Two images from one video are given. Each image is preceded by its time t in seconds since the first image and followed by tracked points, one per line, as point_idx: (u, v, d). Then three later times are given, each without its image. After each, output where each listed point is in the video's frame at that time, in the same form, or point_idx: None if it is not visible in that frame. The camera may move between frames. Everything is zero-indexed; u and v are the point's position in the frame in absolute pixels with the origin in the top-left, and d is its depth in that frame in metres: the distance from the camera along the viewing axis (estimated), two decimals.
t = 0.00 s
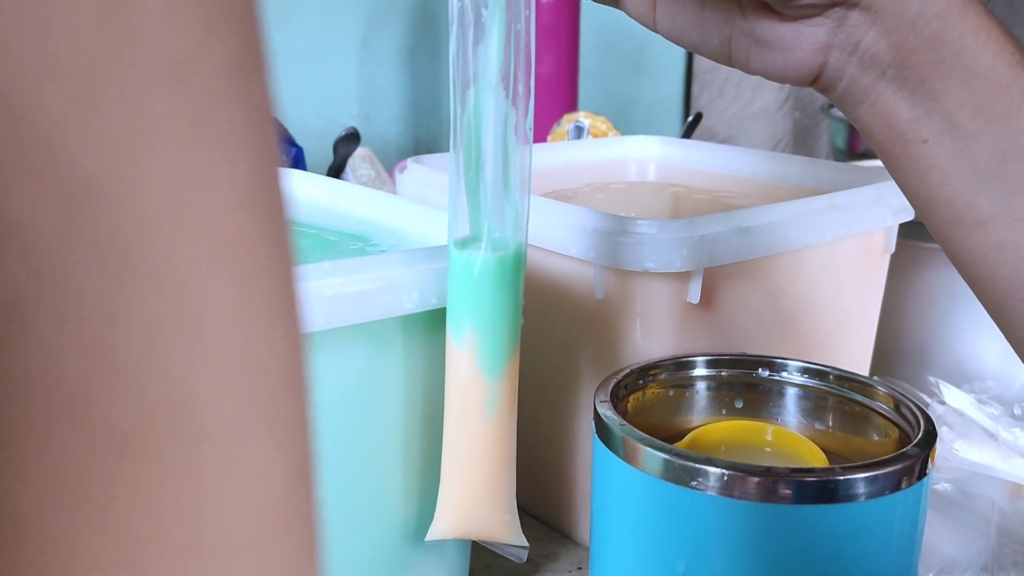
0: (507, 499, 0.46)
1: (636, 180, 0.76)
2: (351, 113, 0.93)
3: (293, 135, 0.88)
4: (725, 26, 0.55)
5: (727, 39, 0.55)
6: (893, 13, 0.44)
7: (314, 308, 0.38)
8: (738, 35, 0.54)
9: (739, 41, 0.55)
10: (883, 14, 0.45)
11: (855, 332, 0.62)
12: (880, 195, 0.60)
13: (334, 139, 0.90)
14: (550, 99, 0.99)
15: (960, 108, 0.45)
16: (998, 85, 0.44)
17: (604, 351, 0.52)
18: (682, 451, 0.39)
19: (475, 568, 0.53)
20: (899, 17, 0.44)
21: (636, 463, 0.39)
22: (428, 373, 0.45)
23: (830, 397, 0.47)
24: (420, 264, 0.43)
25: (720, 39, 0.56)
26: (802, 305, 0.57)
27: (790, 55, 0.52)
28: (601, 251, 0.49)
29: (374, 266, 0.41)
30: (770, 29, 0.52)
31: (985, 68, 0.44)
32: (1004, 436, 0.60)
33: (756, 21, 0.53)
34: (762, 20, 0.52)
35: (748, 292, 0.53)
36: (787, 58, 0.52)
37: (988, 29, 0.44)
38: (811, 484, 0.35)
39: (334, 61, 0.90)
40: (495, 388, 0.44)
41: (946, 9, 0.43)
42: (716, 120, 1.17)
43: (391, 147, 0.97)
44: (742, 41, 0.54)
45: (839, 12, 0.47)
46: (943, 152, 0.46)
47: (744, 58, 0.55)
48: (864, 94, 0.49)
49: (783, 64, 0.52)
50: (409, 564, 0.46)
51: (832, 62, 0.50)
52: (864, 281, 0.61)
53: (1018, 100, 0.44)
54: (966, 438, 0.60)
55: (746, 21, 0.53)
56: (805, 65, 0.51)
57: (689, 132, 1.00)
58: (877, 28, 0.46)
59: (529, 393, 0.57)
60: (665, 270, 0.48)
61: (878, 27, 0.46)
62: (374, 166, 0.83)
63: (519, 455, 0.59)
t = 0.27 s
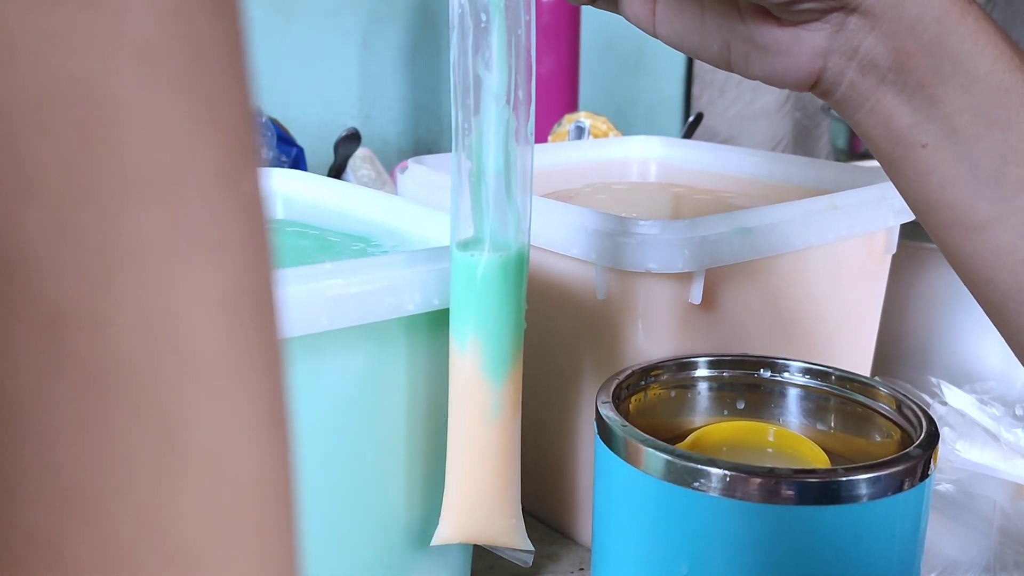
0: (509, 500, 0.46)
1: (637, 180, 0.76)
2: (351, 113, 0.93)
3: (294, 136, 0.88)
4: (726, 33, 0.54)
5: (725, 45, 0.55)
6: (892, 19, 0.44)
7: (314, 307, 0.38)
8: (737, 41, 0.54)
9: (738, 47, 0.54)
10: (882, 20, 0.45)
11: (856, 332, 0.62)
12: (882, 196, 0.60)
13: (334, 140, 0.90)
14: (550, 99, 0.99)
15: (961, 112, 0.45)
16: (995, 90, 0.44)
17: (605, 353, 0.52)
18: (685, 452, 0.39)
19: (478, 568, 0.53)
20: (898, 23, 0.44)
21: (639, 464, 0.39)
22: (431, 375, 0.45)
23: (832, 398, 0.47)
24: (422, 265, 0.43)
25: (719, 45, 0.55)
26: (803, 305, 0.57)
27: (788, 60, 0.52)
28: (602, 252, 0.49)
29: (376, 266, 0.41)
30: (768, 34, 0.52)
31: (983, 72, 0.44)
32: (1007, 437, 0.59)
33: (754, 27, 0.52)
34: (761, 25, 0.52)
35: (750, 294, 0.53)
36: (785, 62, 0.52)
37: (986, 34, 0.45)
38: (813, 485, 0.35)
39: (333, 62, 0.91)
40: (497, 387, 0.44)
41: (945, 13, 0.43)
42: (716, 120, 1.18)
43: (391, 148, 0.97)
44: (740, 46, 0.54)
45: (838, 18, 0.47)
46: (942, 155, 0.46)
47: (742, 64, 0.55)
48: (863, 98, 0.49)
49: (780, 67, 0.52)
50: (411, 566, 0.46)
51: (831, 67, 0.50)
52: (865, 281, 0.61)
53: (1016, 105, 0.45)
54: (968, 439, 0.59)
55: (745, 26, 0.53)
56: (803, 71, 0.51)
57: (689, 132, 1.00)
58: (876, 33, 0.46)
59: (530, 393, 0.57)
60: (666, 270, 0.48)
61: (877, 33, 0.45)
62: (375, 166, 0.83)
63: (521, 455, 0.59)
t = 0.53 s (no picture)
0: (510, 500, 0.46)
1: (637, 178, 0.77)
2: (352, 113, 0.93)
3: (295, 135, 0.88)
4: (731, 31, 0.54)
5: (730, 43, 0.55)
6: (897, 18, 0.45)
7: (314, 305, 0.38)
8: (742, 39, 0.54)
9: (743, 45, 0.54)
10: (887, 20, 0.45)
11: (858, 330, 0.62)
12: (884, 194, 0.60)
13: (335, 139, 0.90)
14: (550, 98, 0.98)
15: (966, 111, 0.45)
16: (1003, 88, 0.44)
17: (608, 352, 0.52)
18: (687, 450, 0.39)
19: (480, 567, 0.53)
20: (903, 21, 0.45)
21: (642, 463, 0.39)
22: (433, 373, 0.45)
23: (835, 396, 0.47)
24: (424, 263, 0.43)
25: (723, 43, 0.55)
26: (806, 303, 0.57)
27: (793, 59, 0.52)
28: (604, 250, 0.49)
29: (378, 265, 0.41)
30: (772, 33, 0.52)
31: (988, 70, 0.44)
32: (1009, 435, 0.59)
33: (758, 26, 0.53)
34: (765, 24, 0.52)
35: (752, 292, 0.53)
36: (789, 62, 0.52)
37: (992, 32, 0.44)
38: (817, 483, 0.35)
39: (334, 61, 0.91)
40: (498, 382, 0.44)
41: (950, 11, 0.44)
42: (716, 119, 1.18)
43: (393, 147, 0.97)
44: (745, 45, 0.54)
45: (843, 16, 0.48)
46: (946, 154, 0.46)
47: (747, 62, 0.55)
48: (868, 96, 0.49)
49: (785, 68, 0.53)
50: (414, 564, 0.46)
51: (836, 66, 0.50)
52: (868, 280, 0.61)
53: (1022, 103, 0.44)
54: (970, 437, 0.60)
55: (750, 24, 0.53)
56: (807, 69, 0.52)
57: (690, 131, 1.01)
58: (880, 32, 0.46)
59: (532, 392, 0.57)
60: (669, 269, 0.48)
61: (882, 31, 0.46)
62: (375, 165, 0.82)
63: (523, 454, 0.59)
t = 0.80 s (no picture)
0: (509, 499, 0.45)
1: (637, 176, 0.77)
2: (352, 111, 0.93)
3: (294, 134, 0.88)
4: (730, 27, 0.53)
5: (731, 42, 0.53)
6: (900, 16, 0.45)
7: (311, 301, 0.38)
8: (742, 38, 0.53)
9: (744, 45, 0.53)
10: (889, 17, 0.45)
11: (858, 328, 0.62)
12: (883, 191, 0.60)
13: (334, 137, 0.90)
14: (549, 97, 0.98)
15: (967, 109, 0.45)
16: (1005, 84, 0.44)
17: (608, 350, 0.52)
18: (686, 447, 0.39)
19: (479, 565, 0.53)
20: (905, 18, 0.45)
21: (640, 460, 0.39)
22: (433, 371, 0.44)
23: (834, 394, 0.46)
24: (423, 261, 0.42)
25: (724, 42, 0.53)
26: (805, 301, 0.56)
27: (793, 57, 0.51)
28: (602, 247, 0.49)
29: (376, 261, 0.41)
30: (772, 31, 0.51)
31: (989, 69, 0.44)
32: (1009, 432, 0.59)
33: (758, 24, 0.52)
34: (765, 22, 0.52)
35: (751, 290, 0.53)
36: (790, 60, 0.51)
37: (992, 29, 0.45)
38: (816, 480, 0.35)
39: (333, 60, 0.91)
40: (497, 377, 0.43)
41: (951, 9, 0.44)
42: (716, 117, 1.18)
43: (392, 146, 0.97)
44: (746, 44, 0.53)
45: (844, 15, 0.48)
46: (949, 152, 0.46)
47: (747, 62, 0.53)
48: (868, 96, 0.49)
49: (786, 66, 0.52)
50: (412, 563, 0.46)
51: (837, 66, 0.50)
52: (867, 277, 0.61)
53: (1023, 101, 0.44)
54: (970, 435, 0.60)
55: (751, 21, 0.52)
56: (807, 68, 0.51)
57: (689, 129, 1.00)
58: (882, 29, 0.46)
59: (532, 390, 0.57)
60: (669, 266, 0.48)
61: (884, 28, 0.46)
62: (374, 164, 0.82)
63: (523, 452, 0.59)
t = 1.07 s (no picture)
0: (514, 506, 0.45)
1: (636, 176, 0.77)
2: (352, 111, 0.93)
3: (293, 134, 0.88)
4: (730, 38, 0.53)
5: (730, 53, 0.53)
6: (895, 24, 0.44)
7: (308, 303, 0.38)
8: (742, 49, 0.53)
9: (744, 56, 0.53)
10: (885, 26, 0.44)
11: (856, 329, 0.62)
12: (881, 191, 0.60)
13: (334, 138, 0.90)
14: (549, 97, 0.98)
15: (965, 118, 0.45)
16: (1005, 92, 0.44)
17: (606, 352, 0.52)
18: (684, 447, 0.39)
19: (478, 566, 0.53)
20: (902, 29, 0.44)
21: (639, 460, 0.39)
22: (433, 374, 0.44)
23: (832, 394, 0.46)
24: (427, 261, 0.42)
25: (724, 53, 0.54)
26: (804, 301, 0.56)
27: (793, 67, 0.51)
28: (601, 248, 0.49)
29: (374, 261, 0.40)
30: (771, 41, 0.51)
31: (986, 77, 0.44)
32: (1007, 432, 0.60)
33: (758, 34, 0.52)
34: (764, 32, 0.52)
35: (750, 289, 0.53)
36: (788, 71, 0.52)
37: (990, 37, 0.44)
38: (815, 480, 0.35)
39: (333, 61, 0.91)
40: (503, 384, 0.43)
41: (948, 20, 0.43)
42: (717, 118, 1.17)
43: (391, 146, 0.97)
44: (745, 55, 0.53)
45: (841, 25, 0.47)
46: (945, 162, 0.46)
47: (746, 74, 0.54)
48: (867, 103, 0.49)
49: (785, 76, 0.52)
50: (411, 564, 0.46)
51: (836, 74, 0.50)
52: (866, 277, 0.61)
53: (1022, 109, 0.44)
54: (968, 435, 0.60)
55: (750, 31, 0.52)
56: (808, 75, 0.51)
57: (688, 129, 1.01)
58: (879, 39, 0.45)
59: (531, 391, 0.57)
60: (665, 266, 0.48)
61: (881, 38, 0.45)
62: (373, 165, 0.82)
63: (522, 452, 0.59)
